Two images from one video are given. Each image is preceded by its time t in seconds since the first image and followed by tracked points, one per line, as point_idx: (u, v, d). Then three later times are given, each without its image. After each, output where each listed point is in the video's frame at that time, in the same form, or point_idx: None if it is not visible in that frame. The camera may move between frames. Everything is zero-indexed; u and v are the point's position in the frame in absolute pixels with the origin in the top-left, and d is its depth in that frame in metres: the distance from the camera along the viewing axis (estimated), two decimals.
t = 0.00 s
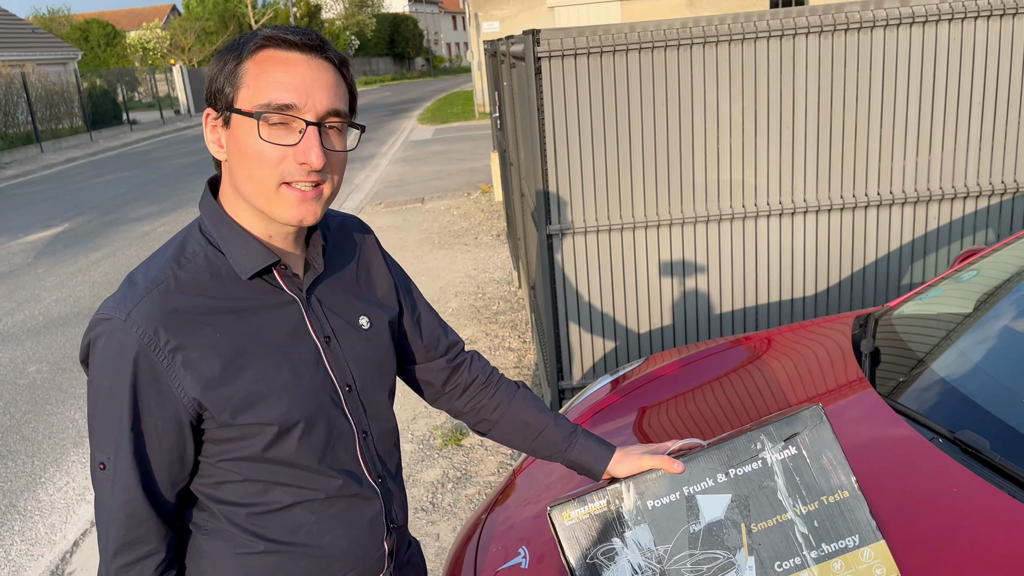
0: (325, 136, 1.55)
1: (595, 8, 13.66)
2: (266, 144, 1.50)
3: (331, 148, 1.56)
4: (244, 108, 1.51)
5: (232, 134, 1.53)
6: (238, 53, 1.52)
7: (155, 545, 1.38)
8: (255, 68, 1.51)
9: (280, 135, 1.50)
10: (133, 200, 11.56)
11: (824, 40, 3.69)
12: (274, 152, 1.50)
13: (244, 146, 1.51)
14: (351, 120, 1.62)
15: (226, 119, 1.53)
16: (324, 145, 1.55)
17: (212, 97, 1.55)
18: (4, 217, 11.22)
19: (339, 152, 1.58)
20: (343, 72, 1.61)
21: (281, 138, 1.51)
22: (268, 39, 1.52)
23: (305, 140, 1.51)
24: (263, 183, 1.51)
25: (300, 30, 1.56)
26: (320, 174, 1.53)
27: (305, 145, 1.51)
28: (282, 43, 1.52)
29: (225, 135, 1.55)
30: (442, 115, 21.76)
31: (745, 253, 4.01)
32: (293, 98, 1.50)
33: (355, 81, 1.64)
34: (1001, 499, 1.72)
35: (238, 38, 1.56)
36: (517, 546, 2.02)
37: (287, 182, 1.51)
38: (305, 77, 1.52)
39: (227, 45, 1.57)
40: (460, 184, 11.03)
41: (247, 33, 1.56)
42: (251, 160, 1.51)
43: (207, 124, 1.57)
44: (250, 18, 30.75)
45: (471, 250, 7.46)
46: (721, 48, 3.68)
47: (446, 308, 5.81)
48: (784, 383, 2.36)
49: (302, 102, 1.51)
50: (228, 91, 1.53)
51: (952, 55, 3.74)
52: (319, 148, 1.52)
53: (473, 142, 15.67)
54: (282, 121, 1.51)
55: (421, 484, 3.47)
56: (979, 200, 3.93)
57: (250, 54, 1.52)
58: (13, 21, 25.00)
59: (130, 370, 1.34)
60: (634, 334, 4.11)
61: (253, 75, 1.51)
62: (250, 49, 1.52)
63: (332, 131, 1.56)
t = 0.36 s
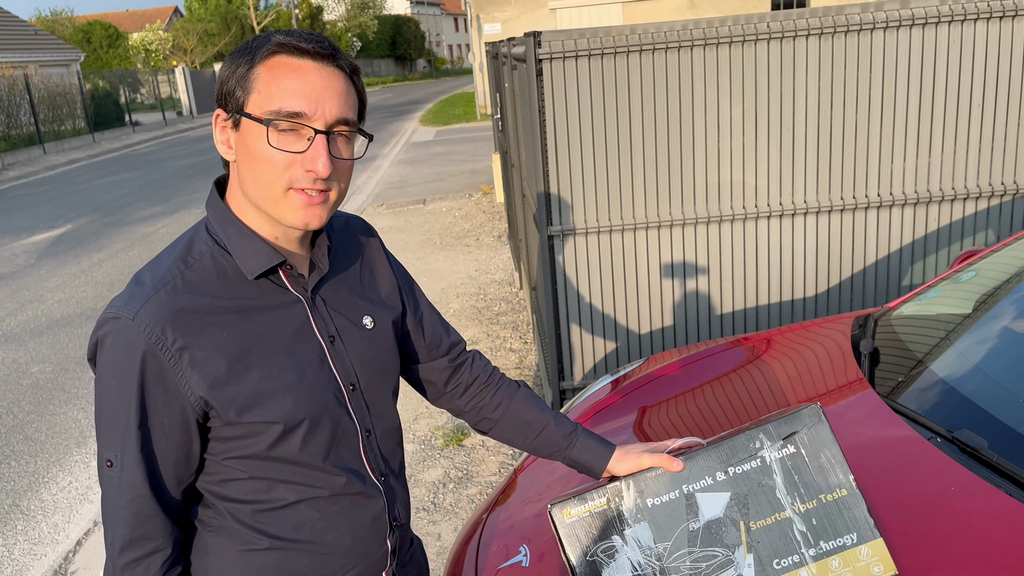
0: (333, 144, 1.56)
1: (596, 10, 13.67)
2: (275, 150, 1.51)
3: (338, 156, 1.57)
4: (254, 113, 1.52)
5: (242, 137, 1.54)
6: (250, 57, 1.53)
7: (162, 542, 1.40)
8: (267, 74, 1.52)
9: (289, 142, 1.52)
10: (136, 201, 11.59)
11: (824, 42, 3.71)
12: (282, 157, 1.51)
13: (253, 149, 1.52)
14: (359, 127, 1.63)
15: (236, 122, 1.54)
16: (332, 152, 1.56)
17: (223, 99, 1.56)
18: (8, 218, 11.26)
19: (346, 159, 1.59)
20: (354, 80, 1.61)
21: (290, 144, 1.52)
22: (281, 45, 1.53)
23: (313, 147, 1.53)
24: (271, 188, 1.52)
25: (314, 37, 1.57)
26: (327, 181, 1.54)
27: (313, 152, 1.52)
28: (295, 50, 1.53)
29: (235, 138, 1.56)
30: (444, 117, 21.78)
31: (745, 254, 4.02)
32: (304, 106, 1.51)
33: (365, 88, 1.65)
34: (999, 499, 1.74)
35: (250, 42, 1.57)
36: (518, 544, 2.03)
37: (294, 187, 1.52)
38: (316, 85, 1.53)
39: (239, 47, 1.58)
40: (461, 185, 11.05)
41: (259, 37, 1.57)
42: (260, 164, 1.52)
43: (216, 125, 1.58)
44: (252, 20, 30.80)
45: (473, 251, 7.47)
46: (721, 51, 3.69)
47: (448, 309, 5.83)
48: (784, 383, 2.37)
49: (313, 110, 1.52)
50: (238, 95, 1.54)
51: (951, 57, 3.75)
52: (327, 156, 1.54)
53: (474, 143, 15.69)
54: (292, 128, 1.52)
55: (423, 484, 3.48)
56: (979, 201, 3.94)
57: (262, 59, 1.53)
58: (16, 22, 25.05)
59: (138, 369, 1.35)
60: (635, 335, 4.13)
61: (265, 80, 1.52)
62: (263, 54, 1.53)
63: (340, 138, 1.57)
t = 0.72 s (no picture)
0: (331, 145, 1.56)
1: (596, 10, 13.67)
2: (273, 152, 1.51)
3: (337, 158, 1.57)
4: (252, 115, 1.52)
5: (239, 139, 1.54)
6: (247, 59, 1.53)
7: (161, 544, 1.40)
8: (264, 76, 1.52)
9: (287, 144, 1.52)
10: (136, 202, 11.59)
11: (823, 42, 3.71)
12: (281, 160, 1.51)
13: (251, 152, 1.52)
14: (358, 129, 1.63)
15: (234, 124, 1.54)
16: (330, 154, 1.56)
17: (220, 100, 1.56)
18: (8, 219, 11.26)
19: (345, 161, 1.59)
20: (352, 82, 1.62)
21: (288, 146, 1.52)
22: (278, 47, 1.53)
23: (312, 149, 1.53)
24: (269, 190, 1.52)
25: (311, 38, 1.57)
26: (325, 184, 1.55)
27: (312, 154, 1.53)
28: (293, 52, 1.53)
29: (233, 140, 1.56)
30: (444, 118, 21.79)
31: (744, 254, 4.02)
32: (302, 108, 1.52)
33: (362, 90, 1.66)
34: (997, 498, 1.74)
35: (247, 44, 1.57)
36: (517, 545, 2.03)
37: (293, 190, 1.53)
38: (314, 87, 1.53)
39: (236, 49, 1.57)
40: (461, 186, 11.05)
41: (256, 38, 1.57)
42: (258, 167, 1.52)
43: (214, 127, 1.58)
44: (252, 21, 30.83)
45: (473, 252, 7.47)
46: (720, 51, 3.69)
47: (448, 310, 5.83)
48: (784, 383, 2.38)
49: (311, 112, 1.52)
50: (236, 97, 1.54)
51: (950, 57, 3.75)
52: (325, 158, 1.54)
53: (474, 144, 15.69)
54: (290, 130, 1.52)
55: (423, 485, 3.48)
56: (979, 201, 3.94)
57: (260, 61, 1.53)
58: (17, 24, 25.08)
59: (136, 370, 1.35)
60: (635, 335, 4.12)
61: (263, 83, 1.52)
62: (260, 56, 1.53)
63: (338, 140, 1.57)
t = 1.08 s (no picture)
0: (334, 146, 1.56)
1: (594, 11, 13.66)
2: (277, 157, 1.51)
3: (340, 158, 1.57)
4: (253, 119, 1.51)
5: (240, 142, 1.53)
6: (245, 62, 1.52)
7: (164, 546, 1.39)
8: (264, 79, 1.51)
9: (290, 148, 1.51)
10: (134, 204, 11.58)
11: (821, 42, 3.70)
12: (285, 163, 1.51)
13: (254, 156, 1.52)
14: (358, 126, 1.63)
15: (233, 126, 1.53)
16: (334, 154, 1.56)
17: (217, 103, 1.54)
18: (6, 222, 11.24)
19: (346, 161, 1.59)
20: (349, 80, 1.61)
21: (292, 149, 1.52)
22: (278, 49, 1.51)
23: (316, 151, 1.52)
24: (275, 194, 1.52)
25: (309, 39, 1.56)
26: (331, 186, 1.55)
27: (317, 156, 1.52)
28: (293, 54, 1.52)
29: (232, 142, 1.55)
30: (442, 119, 21.79)
31: (743, 255, 4.02)
32: (304, 111, 1.51)
33: (359, 87, 1.65)
34: (996, 498, 1.74)
35: (244, 45, 1.55)
36: (516, 546, 2.03)
37: (299, 193, 1.53)
38: (315, 89, 1.52)
39: (232, 50, 1.56)
40: (460, 187, 11.05)
41: (252, 39, 1.55)
42: (261, 171, 1.52)
43: (211, 129, 1.57)
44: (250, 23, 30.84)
45: (471, 253, 7.46)
46: (719, 51, 3.69)
47: (446, 311, 5.83)
48: (784, 382, 2.37)
49: (314, 115, 1.52)
50: (235, 101, 1.52)
51: (948, 57, 3.76)
52: (330, 159, 1.54)
53: (473, 145, 15.68)
54: (293, 133, 1.51)
55: (422, 486, 3.48)
56: (977, 202, 3.93)
57: (259, 63, 1.51)
58: (15, 25, 25.07)
59: (138, 372, 1.34)
60: (633, 336, 4.12)
61: (263, 85, 1.51)
62: (259, 58, 1.51)
63: (340, 140, 1.57)
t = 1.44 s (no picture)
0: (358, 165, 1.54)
1: (591, 10, 13.66)
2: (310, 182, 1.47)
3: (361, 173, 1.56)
4: (282, 144, 1.45)
5: (263, 164, 1.47)
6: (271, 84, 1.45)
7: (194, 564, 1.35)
8: (294, 103, 1.45)
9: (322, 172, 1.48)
10: (131, 205, 11.58)
11: (818, 42, 3.71)
12: (317, 188, 1.48)
13: (283, 181, 1.47)
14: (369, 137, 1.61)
15: (255, 148, 1.46)
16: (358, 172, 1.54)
17: (233, 123, 1.47)
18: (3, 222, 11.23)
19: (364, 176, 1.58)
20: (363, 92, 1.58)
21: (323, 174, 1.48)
22: (307, 72, 1.46)
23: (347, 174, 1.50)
24: (306, 218, 1.49)
25: (332, 58, 1.51)
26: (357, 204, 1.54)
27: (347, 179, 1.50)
28: (322, 78, 1.47)
29: (249, 163, 1.48)
30: (440, 118, 21.79)
31: (741, 254, 4.02)
32: (336, 136, 1.48)
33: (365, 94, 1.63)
34: (994, 498, 1.74)
35: (262, 65, 1.47)
36: (513, 546, 2.02)
37: (329, 214, 1.51)
38: (345, 112, 1.49)
39: (247, 68, 1.48)
40: (458, 187, 11.05)
41: (269, 59, 1.48)
42: (291, 194, 1.47)
43: (222, 148, 1.48)
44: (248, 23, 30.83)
45: (469, 253, 7.46)
46: (716, 51, 3.69)
47: (444, 311, 5.83)
48: (779, 383, 2.36)
49: (346, 139, 1.49)
50: (260, 124, 1.45)
51: (944, 57, 3.76)
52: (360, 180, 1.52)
53: (471, 145, 15.69)
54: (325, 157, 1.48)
55: (419, 487, 3.47)
56: (974, 200, 3.94)
57: (287, 86, 1.45)
58: (12, 26, 25.06)
59: (155, 384, 1.32)
60: (630, 336, 4.12)
61: (293, 110, 1.45)
62: (285, 82, 1.45)
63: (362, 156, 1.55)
